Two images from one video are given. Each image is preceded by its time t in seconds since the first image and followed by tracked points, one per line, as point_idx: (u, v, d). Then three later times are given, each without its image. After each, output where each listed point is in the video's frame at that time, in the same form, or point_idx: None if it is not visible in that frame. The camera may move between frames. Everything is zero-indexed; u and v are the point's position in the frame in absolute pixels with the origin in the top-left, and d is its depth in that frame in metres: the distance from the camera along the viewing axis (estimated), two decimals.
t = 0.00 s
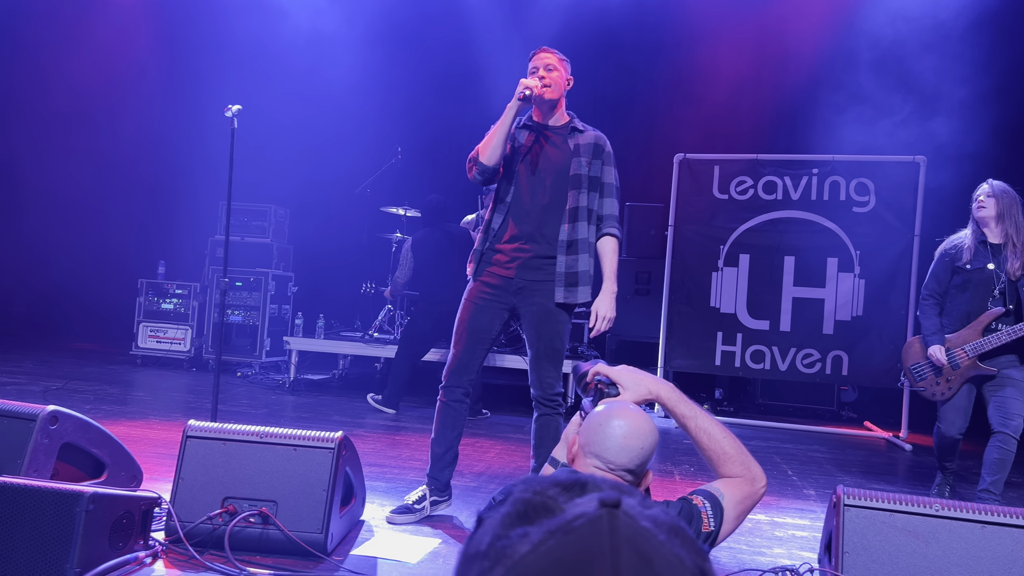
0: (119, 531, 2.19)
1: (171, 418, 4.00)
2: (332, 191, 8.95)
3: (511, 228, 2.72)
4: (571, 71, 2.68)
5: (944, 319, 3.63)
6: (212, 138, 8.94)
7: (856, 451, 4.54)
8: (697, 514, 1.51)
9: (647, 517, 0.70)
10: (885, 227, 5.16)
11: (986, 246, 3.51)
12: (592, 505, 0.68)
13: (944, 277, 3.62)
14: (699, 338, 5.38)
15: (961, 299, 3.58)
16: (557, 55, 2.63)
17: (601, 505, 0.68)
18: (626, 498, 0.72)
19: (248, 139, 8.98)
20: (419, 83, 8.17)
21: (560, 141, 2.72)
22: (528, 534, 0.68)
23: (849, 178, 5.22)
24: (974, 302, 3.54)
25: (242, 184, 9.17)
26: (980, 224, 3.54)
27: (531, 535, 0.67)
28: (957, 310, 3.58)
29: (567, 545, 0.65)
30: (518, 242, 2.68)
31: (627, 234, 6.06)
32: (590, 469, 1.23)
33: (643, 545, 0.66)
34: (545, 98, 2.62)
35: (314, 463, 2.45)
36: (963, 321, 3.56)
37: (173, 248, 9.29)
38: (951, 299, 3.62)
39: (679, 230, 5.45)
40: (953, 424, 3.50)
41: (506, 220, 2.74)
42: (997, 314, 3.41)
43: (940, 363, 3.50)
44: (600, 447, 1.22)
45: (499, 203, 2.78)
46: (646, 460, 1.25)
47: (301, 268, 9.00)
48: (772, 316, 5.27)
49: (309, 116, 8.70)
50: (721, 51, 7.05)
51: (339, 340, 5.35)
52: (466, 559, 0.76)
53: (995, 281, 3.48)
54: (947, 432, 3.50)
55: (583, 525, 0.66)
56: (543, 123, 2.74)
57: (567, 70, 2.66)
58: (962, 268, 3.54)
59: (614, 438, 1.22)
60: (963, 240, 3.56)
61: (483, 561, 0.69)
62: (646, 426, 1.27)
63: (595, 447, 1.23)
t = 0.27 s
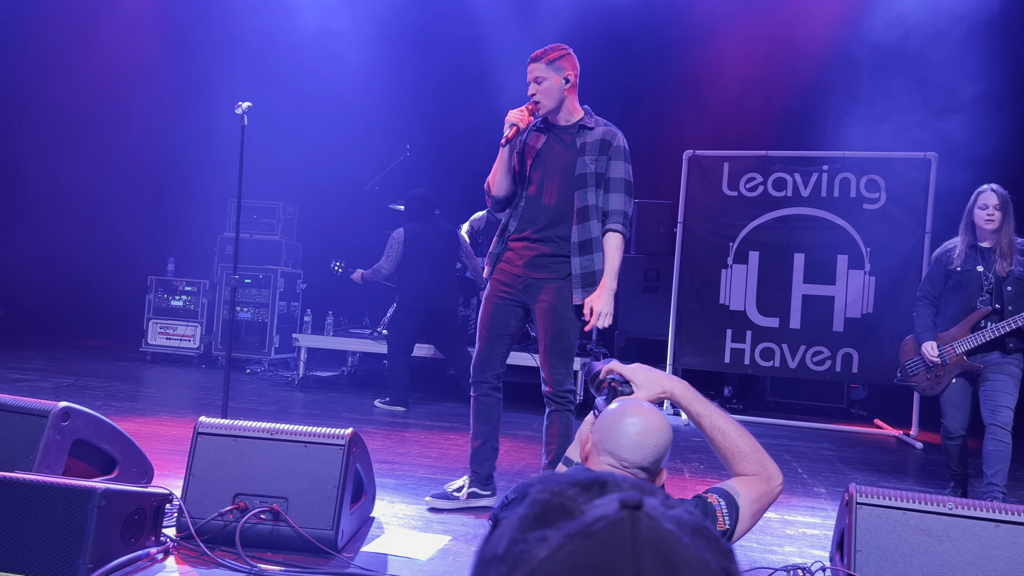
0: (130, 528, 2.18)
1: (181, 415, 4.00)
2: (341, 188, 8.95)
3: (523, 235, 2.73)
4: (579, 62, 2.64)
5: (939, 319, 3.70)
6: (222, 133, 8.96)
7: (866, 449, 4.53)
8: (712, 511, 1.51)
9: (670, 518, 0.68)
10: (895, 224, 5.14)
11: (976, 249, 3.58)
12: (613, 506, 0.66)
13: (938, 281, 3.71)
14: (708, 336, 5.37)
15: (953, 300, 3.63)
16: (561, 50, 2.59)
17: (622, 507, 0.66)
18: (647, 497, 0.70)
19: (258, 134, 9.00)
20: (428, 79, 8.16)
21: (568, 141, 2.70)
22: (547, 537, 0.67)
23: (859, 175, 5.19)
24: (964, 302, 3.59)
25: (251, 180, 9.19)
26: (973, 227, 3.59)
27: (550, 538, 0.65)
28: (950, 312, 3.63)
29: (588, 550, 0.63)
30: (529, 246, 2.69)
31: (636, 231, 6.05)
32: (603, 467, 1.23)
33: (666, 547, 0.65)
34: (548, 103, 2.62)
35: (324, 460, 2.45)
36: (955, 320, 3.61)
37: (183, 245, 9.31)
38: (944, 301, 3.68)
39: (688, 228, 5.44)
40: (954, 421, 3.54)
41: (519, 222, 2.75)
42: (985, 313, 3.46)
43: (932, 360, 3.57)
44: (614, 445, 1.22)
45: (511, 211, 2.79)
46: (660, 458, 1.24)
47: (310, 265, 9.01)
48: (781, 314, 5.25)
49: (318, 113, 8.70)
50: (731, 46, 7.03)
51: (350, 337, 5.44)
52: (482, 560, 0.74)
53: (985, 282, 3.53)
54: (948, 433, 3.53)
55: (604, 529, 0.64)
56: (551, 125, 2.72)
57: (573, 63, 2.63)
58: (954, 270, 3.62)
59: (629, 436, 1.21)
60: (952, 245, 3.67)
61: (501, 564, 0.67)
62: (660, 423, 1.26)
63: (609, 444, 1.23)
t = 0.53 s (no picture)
0: (150, 524, 2.20)
1: (198, 412, 4.03)
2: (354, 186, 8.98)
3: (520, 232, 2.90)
4: (567, 70, 2.83)
5: (953, 310, 3.68)
6: (237, 132, 9.01)
7: (883, 446, 4.50)
8: (732, 507, 1.48)
9: (693, 503, 0.65)
10: (912, 219, 5.10)
11: (988, 242, 3.57)
12: (638, 490, 0.64)
13: (952, 275, 3.71)
14: (723, 333, 5.35)
15: (966, 292, 3.61)
16: (547, 60, 2.80)
17: (646, 491, 0.63)
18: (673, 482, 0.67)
19: (273, 133, 9.04)
20: (441, 77, 8.17)
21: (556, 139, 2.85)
22: (578, 518, 0.64)
23: (876, 170, 5.15)
24: (976, 292, 3.56)
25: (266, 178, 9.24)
26: (988, 218, 3.55)
27: (581, 519, 0.63)
28: (963, 303, 3.61)
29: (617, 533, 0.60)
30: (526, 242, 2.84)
31: (650, 227, 6.05)
32: (623, 463, 1.21)
33: (693, 532, 0.62)
34: (540, 111, 2.86)
35: (341, 456, 2.47)
36: (967, 310, 3.59)
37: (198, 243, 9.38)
38: (959, 293, 3.67)
39: (703, 224, 5.42)
40: (969, 409, 3.50)
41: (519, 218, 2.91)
42: (994, 299, 3.42)
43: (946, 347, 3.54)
44: (632, 441, 1.20)
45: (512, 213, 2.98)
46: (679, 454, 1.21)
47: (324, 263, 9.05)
48: (797, 310, 5.23)
49: (332, 111, 8.73)
50: (746, 42, 7.00)
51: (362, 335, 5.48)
52: (512, 549, 0.72)
53: (996, 272, 3.51)
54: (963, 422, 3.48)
55: (632, 510, 0.61)
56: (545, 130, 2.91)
57: (561, 71, 2.83)
58: (966, 264, 3.63)
59: (648, 432, 1.19)
60: (962, 240, 3.68)
61: (533, 548, 0.65)
62: (680, 420, 1.23)
63: (627, 441, 1.21)
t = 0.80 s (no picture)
0: (179, 520, 2.23)
1: (224, 409, 4.06)
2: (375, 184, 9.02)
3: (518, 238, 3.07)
4: (561, 84, 2.95)
5: (990, 303, 3.62)
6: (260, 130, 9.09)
7: (910, 442, 4.45)
8: (756, 503, 1.45)
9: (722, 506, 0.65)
10: (938, 213, 5.03)
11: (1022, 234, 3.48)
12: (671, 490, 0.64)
13: (990, 267, 3.65)
14: (747, 329, 5.31)
15: (1005, 284, 3.56)
16: (542, 74, 2.93)
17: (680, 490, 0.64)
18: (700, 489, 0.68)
19: (294, 131, 9.09)
20: (461, 73, 8.18)
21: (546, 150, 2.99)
22: (619, 512, 0.63)
23: (901, 164, 5.09)
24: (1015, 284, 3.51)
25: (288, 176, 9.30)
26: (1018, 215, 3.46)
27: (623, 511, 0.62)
28: (1001, 294, 3.56)
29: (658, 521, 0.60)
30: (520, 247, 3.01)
31: (672, 222, 6.02)
32: (645, 460, 1.21)
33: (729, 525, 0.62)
34: (531, 124, 2.97)
35: (367, 453, 2.47)
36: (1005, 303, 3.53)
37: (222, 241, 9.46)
38: (997, 286, 3.62)
39: (725, 219, 5.39)
40: (1008, 404, 3.46)
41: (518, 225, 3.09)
42: None
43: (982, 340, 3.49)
44: (655, 436, 1.20)
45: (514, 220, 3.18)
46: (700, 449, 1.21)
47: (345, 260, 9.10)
48: (821, 306, 5.18)
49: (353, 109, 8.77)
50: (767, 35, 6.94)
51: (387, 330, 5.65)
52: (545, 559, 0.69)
53: None
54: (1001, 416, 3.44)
55: (671, 504, 0.61)
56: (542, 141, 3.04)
57: (555, 85, 2.95)
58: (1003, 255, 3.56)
59: (669, 427, 1.19)
60: (1001, 232, 3.61)
61: (574, 543, 0.63)
62: (701, 414, 1.24)
63: (649, 436, 1.21)
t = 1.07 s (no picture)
0: (216, 513, 2.24)
1: (258, 404, 4.11)
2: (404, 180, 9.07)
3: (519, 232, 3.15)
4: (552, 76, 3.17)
5: None
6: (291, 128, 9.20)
7: (950, 436, 4.37)
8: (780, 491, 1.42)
9: (774, 497, 0.62)
10: (977, 202, 4.92)
11: None
12: (716, 481, 0.61)
13: None
14: (780, 323, 5.25)
15: None
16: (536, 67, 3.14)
17: (726, 482, 0.60)
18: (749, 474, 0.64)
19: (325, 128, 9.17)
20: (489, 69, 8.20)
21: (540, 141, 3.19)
22: (661, 509, 0.61)
23: (938, 153, 4.98)
24: None
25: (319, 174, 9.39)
26: None
27: (664, 508, 0.60)
28: None
29: (700, 517, 0.57)
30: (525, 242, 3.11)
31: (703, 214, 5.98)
32: (668, 451, 1.19)
33: (776, 520, 0.58)
34: (526, 111, 3.19)
35: (400, 447, 2.48)
36: None
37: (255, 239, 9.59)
38: None
39: (757, 211, 5.33)
40: None
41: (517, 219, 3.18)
42: None
43: None
44: (675, 426, 1.18)
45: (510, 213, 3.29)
46: (722, 436, 1.19)
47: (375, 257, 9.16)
48: (856, 298, 5.10)
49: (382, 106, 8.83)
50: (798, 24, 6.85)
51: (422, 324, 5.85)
52: (590, 554, 0.68)
53: None
54: None
55: (715, 499, 0.58)
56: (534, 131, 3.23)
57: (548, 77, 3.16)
58: None
59: (689, 415, 1.18)
60: None
61: (612, 540, 0.62)
62: (721, 403, 1.22)
63: (670, 427, 1.19)
